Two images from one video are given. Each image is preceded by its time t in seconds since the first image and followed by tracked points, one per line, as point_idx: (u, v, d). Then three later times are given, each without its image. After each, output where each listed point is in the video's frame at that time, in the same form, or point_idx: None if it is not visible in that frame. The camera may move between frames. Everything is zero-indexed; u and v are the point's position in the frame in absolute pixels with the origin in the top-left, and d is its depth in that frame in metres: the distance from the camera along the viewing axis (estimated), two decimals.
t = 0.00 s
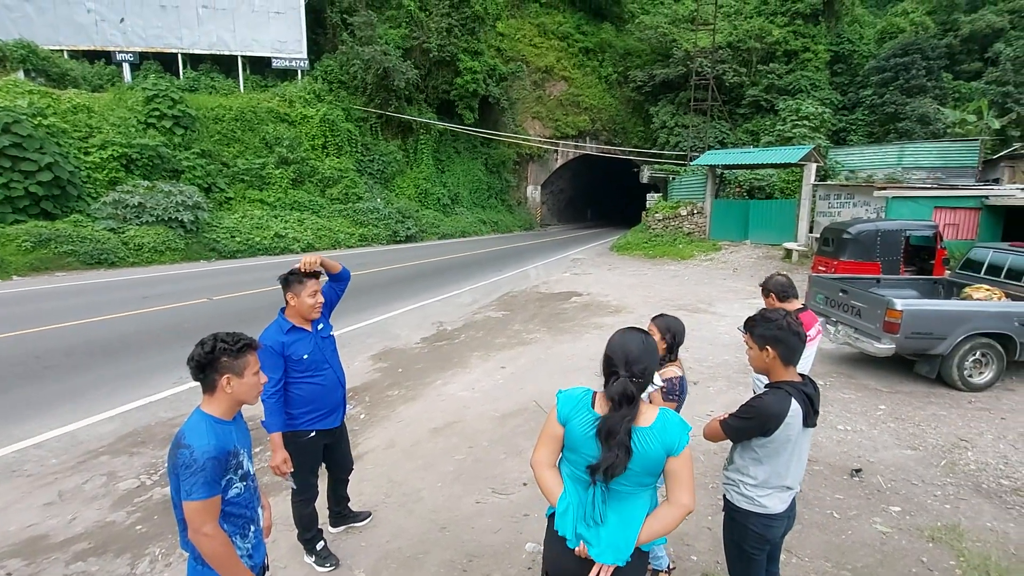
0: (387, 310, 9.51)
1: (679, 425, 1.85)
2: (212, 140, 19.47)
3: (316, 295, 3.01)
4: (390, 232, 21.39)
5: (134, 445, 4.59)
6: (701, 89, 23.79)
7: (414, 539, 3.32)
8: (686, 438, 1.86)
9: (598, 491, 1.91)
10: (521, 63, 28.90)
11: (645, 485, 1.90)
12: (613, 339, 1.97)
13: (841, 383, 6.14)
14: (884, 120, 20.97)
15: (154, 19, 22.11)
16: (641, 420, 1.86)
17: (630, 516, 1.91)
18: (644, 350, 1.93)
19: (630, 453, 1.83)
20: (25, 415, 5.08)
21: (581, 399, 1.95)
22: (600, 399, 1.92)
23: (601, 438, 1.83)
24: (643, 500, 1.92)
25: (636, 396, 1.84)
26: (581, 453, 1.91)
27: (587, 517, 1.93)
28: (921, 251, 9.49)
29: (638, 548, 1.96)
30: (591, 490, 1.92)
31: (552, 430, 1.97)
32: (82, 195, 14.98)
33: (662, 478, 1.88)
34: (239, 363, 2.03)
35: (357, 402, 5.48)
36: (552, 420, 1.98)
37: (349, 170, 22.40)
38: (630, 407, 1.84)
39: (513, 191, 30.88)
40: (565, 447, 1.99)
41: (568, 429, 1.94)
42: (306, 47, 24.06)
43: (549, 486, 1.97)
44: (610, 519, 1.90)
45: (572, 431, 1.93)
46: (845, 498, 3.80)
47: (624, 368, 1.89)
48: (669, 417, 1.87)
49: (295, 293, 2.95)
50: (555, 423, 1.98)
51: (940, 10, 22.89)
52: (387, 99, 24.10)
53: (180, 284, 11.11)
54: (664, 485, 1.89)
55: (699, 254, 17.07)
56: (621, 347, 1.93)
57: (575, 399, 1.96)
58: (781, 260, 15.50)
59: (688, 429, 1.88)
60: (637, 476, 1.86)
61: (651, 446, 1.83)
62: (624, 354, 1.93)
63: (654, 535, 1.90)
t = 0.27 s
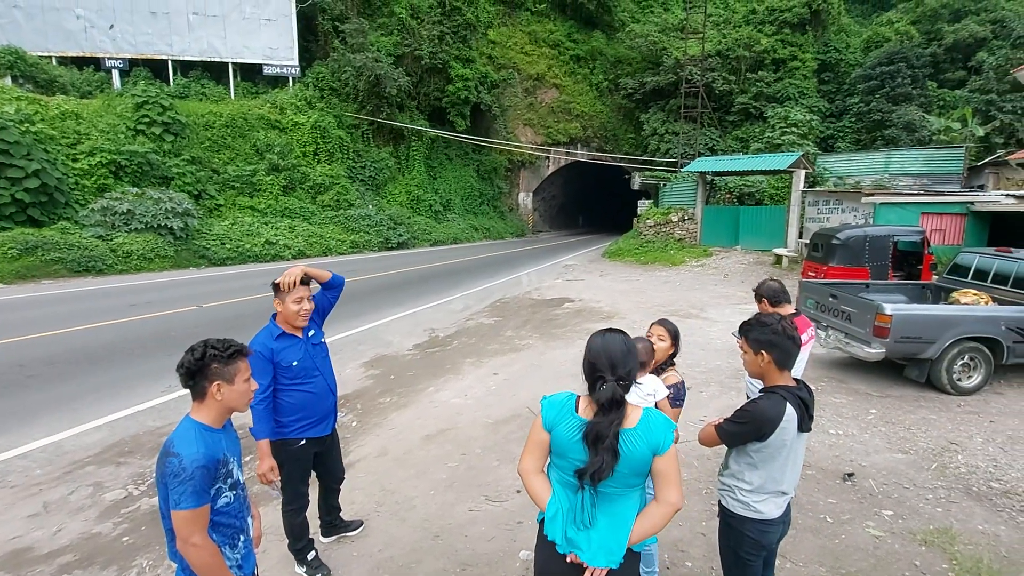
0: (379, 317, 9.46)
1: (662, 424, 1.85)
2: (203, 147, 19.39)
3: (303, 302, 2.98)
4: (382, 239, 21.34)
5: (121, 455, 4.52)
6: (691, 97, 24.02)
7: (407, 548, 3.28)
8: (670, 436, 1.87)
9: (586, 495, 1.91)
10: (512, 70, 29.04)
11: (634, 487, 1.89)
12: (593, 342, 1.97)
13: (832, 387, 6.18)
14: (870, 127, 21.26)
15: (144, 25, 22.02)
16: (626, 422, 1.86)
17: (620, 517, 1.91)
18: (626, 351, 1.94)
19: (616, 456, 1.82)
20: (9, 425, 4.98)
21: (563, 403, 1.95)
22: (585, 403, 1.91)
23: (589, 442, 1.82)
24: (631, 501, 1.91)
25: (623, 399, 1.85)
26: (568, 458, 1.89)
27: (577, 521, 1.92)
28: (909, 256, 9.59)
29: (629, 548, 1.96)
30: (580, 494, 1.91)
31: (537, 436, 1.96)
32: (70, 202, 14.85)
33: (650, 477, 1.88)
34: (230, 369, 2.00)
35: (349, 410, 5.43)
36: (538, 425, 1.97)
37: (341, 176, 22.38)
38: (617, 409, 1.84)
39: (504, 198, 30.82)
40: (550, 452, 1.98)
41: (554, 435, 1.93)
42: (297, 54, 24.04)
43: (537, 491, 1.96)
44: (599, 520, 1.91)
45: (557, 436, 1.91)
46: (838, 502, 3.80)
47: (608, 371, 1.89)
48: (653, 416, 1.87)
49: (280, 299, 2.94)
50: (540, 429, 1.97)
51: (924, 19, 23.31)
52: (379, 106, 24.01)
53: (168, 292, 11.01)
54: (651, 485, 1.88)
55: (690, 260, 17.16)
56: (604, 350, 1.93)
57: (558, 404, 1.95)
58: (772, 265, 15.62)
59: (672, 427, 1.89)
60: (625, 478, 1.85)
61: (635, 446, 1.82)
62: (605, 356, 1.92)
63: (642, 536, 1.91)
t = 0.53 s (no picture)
0: (374, 321, 9.43)
1: (651, 423, 1.83)
2: (195, 152, 19.31)
3: (291, 306, 2.96)
4: (376, 244, 21.30)
5: (113, 462, 4.46)
6: (684, 102, 24.18)
7: (404, 554, 3.25)
8: (660, 435, 1.85)
9: (578, 496, 1.90)
10: (506, 76, 29.14)
11: (625, 487, 1.88)
12: (582, 343, 1.97)
13: (827, 390, 6.21)
14: (861, 132, 21.47)
15: (137, 30, 21.95)
16: (614, 422, 1.84)
17: (613, 519, 1.89)
18: (612, 353, 1.96)
19: (605, 455, 1.82)
20: None
21: (553, 405, 1.95)
22: (573, 405, 1.92)
23: (577, 441, 1.83)
24: (623, 502, 1.90)
25: (610, 399, 1.85)
26: (558, 460, 1.89)
27: (570, 523, 1.91)
28: (901, 258, 9.68)
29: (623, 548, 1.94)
30: (571, 495, 1.91)
31: (528, 439, 1.96)
32: (61, 208, 14.74)
33: (641, 478, 1.86)
34: (228, 372, 1.99)
35: (344, 415, 5.40)
36: (529, 428, 1.97)
37: (335, 181, 22.34)
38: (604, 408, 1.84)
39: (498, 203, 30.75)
40: (542, 455, 1.97)
41: (544, 437, 1.93)
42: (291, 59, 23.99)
43: (530, 494, 1.96)
44: (592, 522, 1.89)
45: (548, 439, 1.91)
46: (835, 503, 3.81)
47: (596, 370, 1.91)
48: (641, 416, 1.85)
49: (266, 304, 2.96)
50: (530, 432, 1.97)
51: (913, 26, 23.63)
52: (373, 111, 24.01)
53: (161, 297, 10.92)
54: (642, 485, 1.86)
55: (684, 263, 17.23)
56: (591, 350, 1.94)
57: (548, 407, 1.95)
58: (765, 269, 15.70)
59: (662, 427, 1.87)
60: (615, 478, 1.84)
61: (624, 446, 1.81)
62: (593, 357, 1.93)
63: (635, 537, 1.88)
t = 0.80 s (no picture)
0: (373, 325, 9.41)
1: (647, 427, 1.83)
2: (193, 156, 19.30)
3: (288, 309, 2.98)
4: (375, 247, 21.27)
5: (112, 467, 4.44)
6: (681, 105, 24.26)
7: (406, 558, 3.24)
8: (657, 438, 1.85)
9: (575, 500, 1.89)
10: (504, 79, 29.22)
11: (623, 491, 1.88)
12: (578, 345, 1.96)
13: (827, 391, 6.21)
14: (858, 135, 21.56)
15: (135, 35, 21.96)
16: (609, 426, 1.84)
17: (611, 522, 1.89)
18: (609, 355, 1.94)
19: (600, 459, 1.81)
20: None
21: (549, 410, 1.94)
22: (568, 409, 1.91)
23: (572, 444, 1.82)
24: (621, 506, 1.90)
25: (606, 402, 1.84)
26: (554, 464, 1.89)
27: (569, 526, 1.91)
28: (898, 260, 9.71)
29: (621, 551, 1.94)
30: (569, 499, 1.90)
31: (525, 444, 1.96)
32: (59, 212, 14.72)
33: (638, 481, 1.86)
34: (233, 376, 1.98)
35: (344, 418, 5.38)
36: (525, 432, 1.97)
37: (333, 185, 22.34)
38: (600, 411, 1.83)
39: (497, 206, 30.70)
40: (540, 459, 1.97)
41: (540, 442, 1.93)
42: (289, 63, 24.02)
43: (528, 498, 1.96)
44: (591, 525, 1.89)
45: (544, 443, 1.90)
46: (836, 505, 3.81)
47: (592, 373, 1.89)
48: (637, 419, 1.85)
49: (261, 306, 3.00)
50: (527, 437, 1.97)
51: (908, 29, 23.79)
52: (371, 115, 24.04)
53: (158, 302, 10.88)
54: (638, 488, 1.87)
55: (683, 266, 17.25)
56: (588, 353, 1.92)
57: (544, 411, 1.94)
58: (763, 271, 15.72)
59: (658, 431, 1.87)
60: (611, 482, 1.84)
61: (619, 451, 1.81)
62: (589, 360, 1.91)
63: (633, 539, 1.88)
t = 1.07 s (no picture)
0: (374, 326, 9.42)
1: (645, 429, 1.84)
2: (193, 157, 19.31)
3: (292, 309, 3.02)
4: (375, 248, 21.26)
5: (114, 468, 4.45)
6: (681, 106, 24.29)
7: (408, 558, 3.24)
8: (655, 439, 1.86)
9: (574, 502, 1.89)
10: (504, 80, 29.24)
11: (623, 492, 1.89)
12: (576, 346, 1.96)
13: (827, 392, 6.22)
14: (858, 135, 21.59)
15: (135, 36, 21.99)
16: (607, 428, 1.84)
17: (610, 524, 1.90)
18: (606, 357, 1.94)
19: (599, 459, 1.82)
20: None
21: (546, 412, 1.95)
22: (565, 412, 1.91)
23: (571, 445, 1.83)
24: (621, 508, 1.91)
25: (604, 402, 1.85)
26: (553, 467, 1.89)
27: (567, 529, 1.91)
28: (899, 260, 9.72)
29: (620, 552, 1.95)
30: (567, 501, 1.90)
31: (523, 446, 1.97)
32: (59, 213, 14.73)
33: (637, 482, 1.87)
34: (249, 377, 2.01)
35: (346, 419, 5.39)
36: (523, 435, 1.98)
37: (333, 186, 22.35)
38: (599, 411, 1.84)
39: (496, 207, 30.72)
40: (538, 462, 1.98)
41: (538, 445, 1.93)
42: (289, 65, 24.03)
43: (526, 500, 1.97)
44: (590, 527, 1.90)
45: (542, 446, 1.91)
46: (837, 505, 3.82)
47: (590, 374, 1.89)
48: (636, 421, 1.86)
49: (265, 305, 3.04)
50: (524, 440, 1.98)
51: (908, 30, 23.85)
52: (371, 115, 24.05)
53: (158, 302, 10.88)
54: (638, 490, 1.88)
55: (683, 267, 17.27)
56: (586, 355, 1.92)
57: (541, 414, 1.95)
58: (763, 272, 15.73)
59: (657, 433, 1.88)
60: (610, 484, 1.85)
61: (618, 453, 1.82)
62: (587, 360, 1.92)
63: (632, 541, 1.89)
